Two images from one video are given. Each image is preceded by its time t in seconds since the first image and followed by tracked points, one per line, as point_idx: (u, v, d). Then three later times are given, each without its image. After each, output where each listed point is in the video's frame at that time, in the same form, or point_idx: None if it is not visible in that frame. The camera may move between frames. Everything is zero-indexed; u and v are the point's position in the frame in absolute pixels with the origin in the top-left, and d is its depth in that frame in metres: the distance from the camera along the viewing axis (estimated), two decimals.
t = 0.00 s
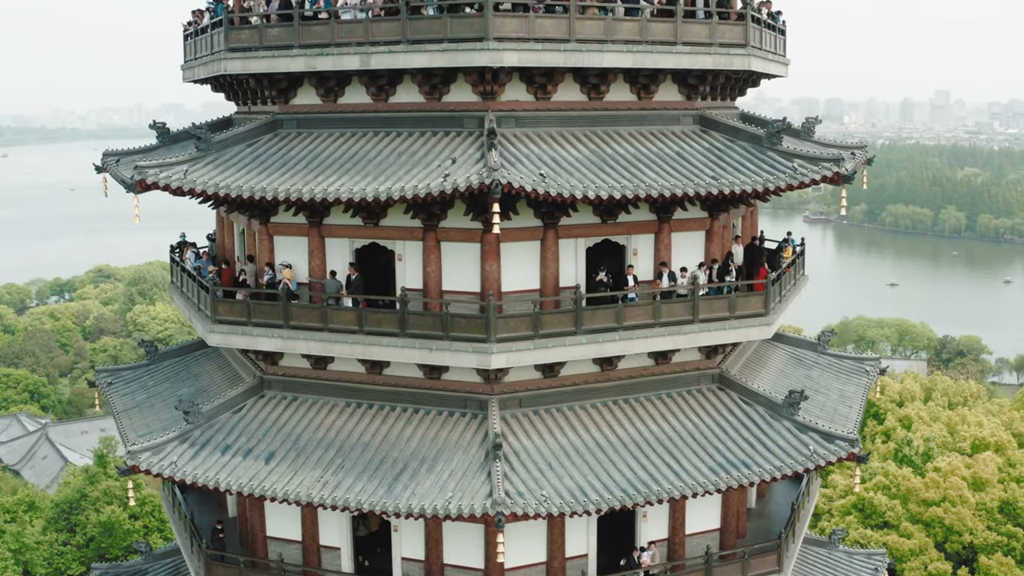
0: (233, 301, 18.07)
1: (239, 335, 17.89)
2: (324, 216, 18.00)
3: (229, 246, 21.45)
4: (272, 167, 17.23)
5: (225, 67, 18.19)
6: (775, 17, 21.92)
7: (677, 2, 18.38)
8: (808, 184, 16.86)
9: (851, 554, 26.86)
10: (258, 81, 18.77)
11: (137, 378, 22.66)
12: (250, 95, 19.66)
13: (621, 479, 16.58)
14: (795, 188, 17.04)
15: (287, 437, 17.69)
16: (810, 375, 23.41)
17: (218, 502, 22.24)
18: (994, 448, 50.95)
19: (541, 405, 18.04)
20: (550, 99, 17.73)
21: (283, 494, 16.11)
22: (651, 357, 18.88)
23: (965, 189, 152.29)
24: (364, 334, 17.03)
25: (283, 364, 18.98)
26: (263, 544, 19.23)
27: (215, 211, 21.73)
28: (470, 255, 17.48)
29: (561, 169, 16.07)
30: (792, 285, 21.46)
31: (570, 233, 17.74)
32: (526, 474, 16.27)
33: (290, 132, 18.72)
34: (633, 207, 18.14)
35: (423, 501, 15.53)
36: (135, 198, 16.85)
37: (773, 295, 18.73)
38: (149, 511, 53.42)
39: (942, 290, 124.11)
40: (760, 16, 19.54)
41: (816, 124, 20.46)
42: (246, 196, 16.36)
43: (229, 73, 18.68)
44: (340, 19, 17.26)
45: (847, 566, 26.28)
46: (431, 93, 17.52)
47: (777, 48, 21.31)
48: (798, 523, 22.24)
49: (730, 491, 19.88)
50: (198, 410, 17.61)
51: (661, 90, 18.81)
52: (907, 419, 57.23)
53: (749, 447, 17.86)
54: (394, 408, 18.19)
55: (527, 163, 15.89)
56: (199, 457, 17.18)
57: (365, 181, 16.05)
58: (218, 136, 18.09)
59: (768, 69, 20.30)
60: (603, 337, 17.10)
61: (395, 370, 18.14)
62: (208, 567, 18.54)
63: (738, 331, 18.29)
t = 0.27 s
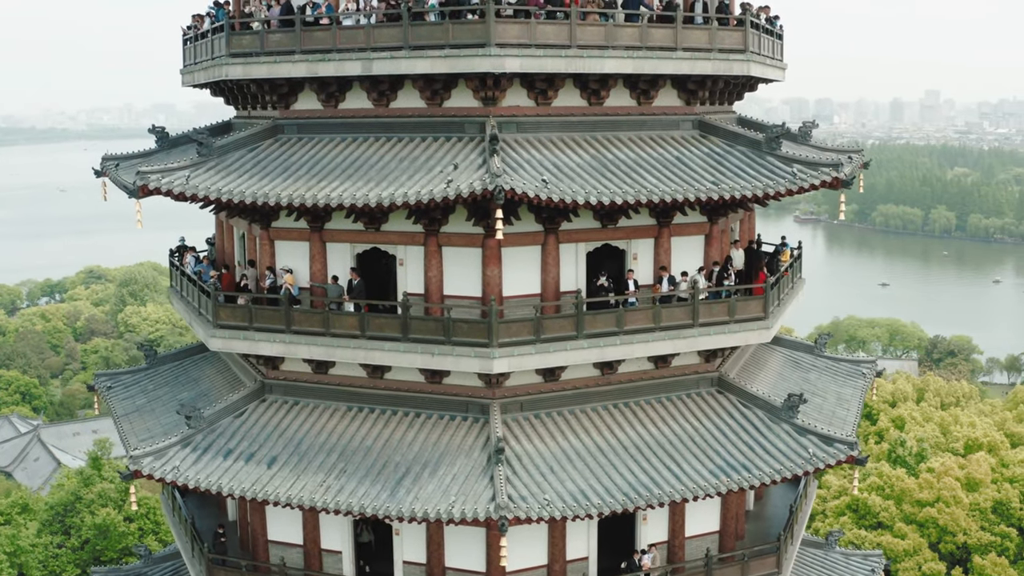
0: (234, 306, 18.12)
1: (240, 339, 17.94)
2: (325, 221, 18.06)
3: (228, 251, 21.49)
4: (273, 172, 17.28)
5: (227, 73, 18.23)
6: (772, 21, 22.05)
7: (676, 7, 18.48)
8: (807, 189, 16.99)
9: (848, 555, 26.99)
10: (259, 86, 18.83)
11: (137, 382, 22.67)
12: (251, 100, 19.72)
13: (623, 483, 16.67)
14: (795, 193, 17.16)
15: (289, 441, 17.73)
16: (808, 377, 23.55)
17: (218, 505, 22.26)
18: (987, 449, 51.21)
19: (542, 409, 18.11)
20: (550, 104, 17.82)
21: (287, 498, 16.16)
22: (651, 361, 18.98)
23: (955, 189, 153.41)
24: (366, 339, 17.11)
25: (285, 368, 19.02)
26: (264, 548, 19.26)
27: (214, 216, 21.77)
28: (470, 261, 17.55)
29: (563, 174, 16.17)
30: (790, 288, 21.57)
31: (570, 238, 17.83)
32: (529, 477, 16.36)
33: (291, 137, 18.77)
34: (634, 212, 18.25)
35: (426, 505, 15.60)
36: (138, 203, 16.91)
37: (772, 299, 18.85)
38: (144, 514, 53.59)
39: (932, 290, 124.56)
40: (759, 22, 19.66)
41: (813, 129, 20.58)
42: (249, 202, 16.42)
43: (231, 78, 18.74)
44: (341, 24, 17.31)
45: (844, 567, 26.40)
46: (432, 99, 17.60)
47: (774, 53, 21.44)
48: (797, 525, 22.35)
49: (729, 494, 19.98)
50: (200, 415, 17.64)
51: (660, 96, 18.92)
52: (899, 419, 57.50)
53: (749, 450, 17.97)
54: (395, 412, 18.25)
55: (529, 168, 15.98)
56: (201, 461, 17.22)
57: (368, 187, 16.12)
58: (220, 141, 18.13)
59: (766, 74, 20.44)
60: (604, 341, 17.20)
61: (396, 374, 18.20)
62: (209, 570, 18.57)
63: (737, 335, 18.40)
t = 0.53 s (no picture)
0: (236, 310, 18.17)
1: (243, 344, 17.99)
2: (327, 226, 18.11)
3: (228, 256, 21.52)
4: (275, 178, 17.33)
5: (228, 78, 18.28)
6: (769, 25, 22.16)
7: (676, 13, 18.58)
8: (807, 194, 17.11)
9: (845, 557, 27.12)
10: (261, 92, 18.89)
11: (137, 386, 22.67)
12: (251, 105, 19.76)
13: (624, 486, 16.76)
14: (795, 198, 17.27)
15: (291, 445, 17.78)
16: (806, 380, 23.68)
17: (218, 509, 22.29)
18: (980, 449, 51.43)
19: (543, 413, 18.19)
20: (551, 109, 17.91)
21: (289, 503, 16.22)
22: (651, 365, 19.08)
23: (945, 189, 154.19)
24: (368, 344, 17.17)
25: (286, 372, 19.07)
26: (265, 551, 19.30)
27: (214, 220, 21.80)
28: (472, 266, 17.63)
29: (565, 180, 16.25)
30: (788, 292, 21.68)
31: (571, 242, 17.92)
32: (531, 482, 16.43)
33: (292, 142, 18.81)
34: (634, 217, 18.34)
35: (429, 509, 15.67)
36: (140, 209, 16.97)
37: (771, 303, 18.96)
38: (140, 516, 53.40)
39: (922, 289, 124.93)
40: (757, 27, 19.76)
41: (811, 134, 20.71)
42: (251, 207, 16.46)
43: (232, 84, 18.79)
44: (343, 31, 17.38)
45: (841, 568, 26.54)
46: (433, 105, 17.67)
47: (773, 58, 21.55)
48: (795, 527, 22.47)
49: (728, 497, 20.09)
50: (202, 419, 17.68)
51: (660, 101, 19.02)
52: (893, 420, 57.72)
53: (748, 453, 18.07)
54: (397, 417, 18.30)
55: (531, 174, 16.07)
56: (203, 466, 17.26)
57: (371, 192, 16.20)
58: (222, 146, 18.16)
59: (765, 79, 20.56)
60: (606, 346, 17.29)
61: (398, 379, 18.26)
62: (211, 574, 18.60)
63: (737, 339, 18.51)
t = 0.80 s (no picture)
0: (238, 315, 18.22)
1: (244, 349, 18.03)
2: (328, 231, 18.17)
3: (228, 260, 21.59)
4: (277, 183, 17.40)
5: (230, 84, 18.34)
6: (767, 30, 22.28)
7: (675, 19, 18.67)
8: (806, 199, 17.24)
9: (842, 558, 27.27)
10: (262, 97, 18.94)
11: (137, 390, 22.67)
12: (252, 109, 19.81)
13: (626, 490, 16.86)
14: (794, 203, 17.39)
15: (293, 450, 17.83)
16: (803, 383, 23.82)
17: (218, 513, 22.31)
18: (973, 450, 51.70)
19: (544, 417, 18.27)
20: (552, 115, 18.00)
21: (293, 507, 16.28)
22: (651, 369, 19.19)
23: (935, 190, 154.97)
24: (370, 349, 17.24)
25: (288, 377, 19.11)
26: (266, 555, 19.35)
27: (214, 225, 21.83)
28: (473, 271, 17.70)
29: (567, 186, 16.34)
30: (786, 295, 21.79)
31: (572, 247, 18.01)
32: (534, 485, 16.52)
33: (293, 147, 18.85)
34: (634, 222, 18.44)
35: (432, 514, 15.75)
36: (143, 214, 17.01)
37: (770, 307, 19.08)
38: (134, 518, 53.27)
39: (912, 289, 125.47)
40: (756, 33, 19.88)
41: (808, 138, 20.84)
42: (254, 213, 16.51)
43: (234, 89, 18.84)
44: (345, 36, 17.44)
45: (838, 569, 26.68)
46: (435, 110, 17.74)
47: (771, 63, 21.66)
48: (793, 529, 22.60)
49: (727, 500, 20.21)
50: (204, 424, 17.72)
51: (660, 106, 19.13)
52: (885, 420, 57.99)
53: (748, 457, 18.19)
54: (399, 421, 18.36)
55: (533, 180, 16.15)
56: (206, 471, 17.31)
57: (374, 198, 16.27)
58: (224, 152, 18.19)
59: (763, 85, 20.68)
60: (607, 350, 17.38)
61: (399, 383, 18.32)
62: None
63: (736, 343, 18.61)
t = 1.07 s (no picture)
0: (240, 320, 18.26)
1: (247, 354, 18.07)
2: (330, 236, 18.22)
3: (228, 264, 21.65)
4: (279, 189, 17.45)
5: (232, 89, 18.39)
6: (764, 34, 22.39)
7: (675, 24, 18.77)
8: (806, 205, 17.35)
9: (839, 559, 27.40)
10: (263, 102, 18.99)
11: (137, 393, 22.67)
12: (253, 114, 19.85)
13: (627, 494, 16.95)
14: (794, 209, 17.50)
15: (296, 454, 17.88)
16: (801, 386, 23.96)
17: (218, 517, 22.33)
18: (966, 451, 51.93)
19: (546, 421, 18.35)
20: (553, 120, 18.07)
21: (296, 513, 16.32)
22: (651, 373, 19.29)
23: (925, 190, 155.77)
24: (373, 353, 17.31)
25: (289, 382, 19.15)
26: (267, 559, 19.40)
27: (214, 228, 21.88)
28: (475, 276, 17.78)
29: (569, 191, 16.43)
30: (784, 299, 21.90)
31: (573, 252, 18.10)
32: (536, 490, 16.60)
33: (294, 153, 18.89)
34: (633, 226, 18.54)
35: (436, 518, 15.82)
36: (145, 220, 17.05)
37: (769, 311, 19.18)
38: (129, 521, 53.68)
39: (903, 288, 126.02)
40: (755, 38, 19.98)
41: (805, 143, 20.96)
42: (257, 219, 16.55)
43: (235, 94, 18.87)
44: (347, 42, 17.49)
45: (835, 571, 26.82)
46: (436, 116, 17.81)
47: (769, 68, 21.78)
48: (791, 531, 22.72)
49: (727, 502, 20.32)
50: (206, 429, 17.75)
51: (659, 111, 19.23)
52: (878, 421, 58.25)
53: (748, 460, 18.29)
54: (401, 425, 18.41)
55: (535, 186, 16.24)
56: (208, 476, 17.35)
57: (376, 204, 16.32)
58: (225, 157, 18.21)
59: (761, 90, 20.81)
60: (608, 355, 17.47)
61: (401, 388, 18.39)
62: None
63: (736, 347, 18.71)
